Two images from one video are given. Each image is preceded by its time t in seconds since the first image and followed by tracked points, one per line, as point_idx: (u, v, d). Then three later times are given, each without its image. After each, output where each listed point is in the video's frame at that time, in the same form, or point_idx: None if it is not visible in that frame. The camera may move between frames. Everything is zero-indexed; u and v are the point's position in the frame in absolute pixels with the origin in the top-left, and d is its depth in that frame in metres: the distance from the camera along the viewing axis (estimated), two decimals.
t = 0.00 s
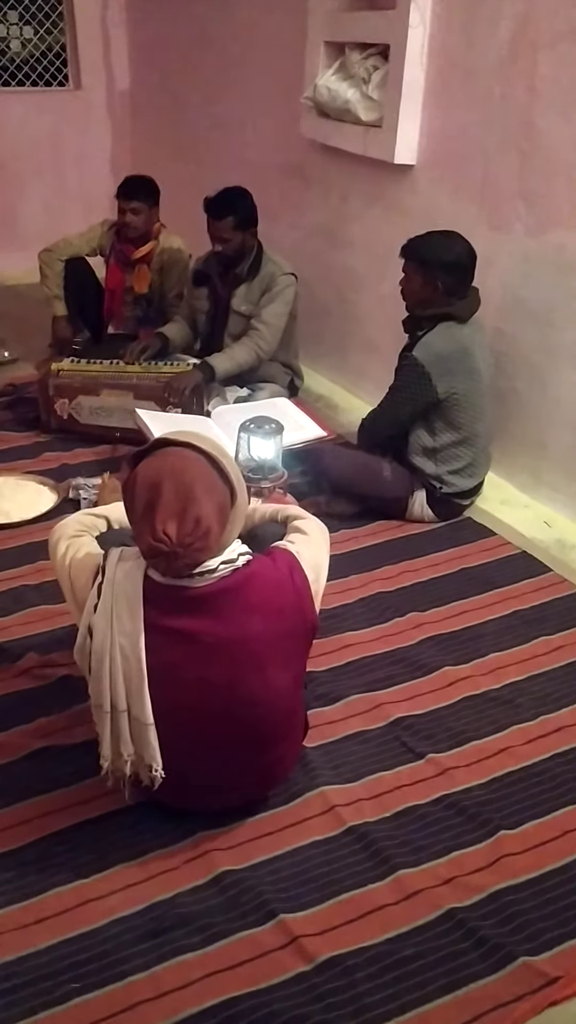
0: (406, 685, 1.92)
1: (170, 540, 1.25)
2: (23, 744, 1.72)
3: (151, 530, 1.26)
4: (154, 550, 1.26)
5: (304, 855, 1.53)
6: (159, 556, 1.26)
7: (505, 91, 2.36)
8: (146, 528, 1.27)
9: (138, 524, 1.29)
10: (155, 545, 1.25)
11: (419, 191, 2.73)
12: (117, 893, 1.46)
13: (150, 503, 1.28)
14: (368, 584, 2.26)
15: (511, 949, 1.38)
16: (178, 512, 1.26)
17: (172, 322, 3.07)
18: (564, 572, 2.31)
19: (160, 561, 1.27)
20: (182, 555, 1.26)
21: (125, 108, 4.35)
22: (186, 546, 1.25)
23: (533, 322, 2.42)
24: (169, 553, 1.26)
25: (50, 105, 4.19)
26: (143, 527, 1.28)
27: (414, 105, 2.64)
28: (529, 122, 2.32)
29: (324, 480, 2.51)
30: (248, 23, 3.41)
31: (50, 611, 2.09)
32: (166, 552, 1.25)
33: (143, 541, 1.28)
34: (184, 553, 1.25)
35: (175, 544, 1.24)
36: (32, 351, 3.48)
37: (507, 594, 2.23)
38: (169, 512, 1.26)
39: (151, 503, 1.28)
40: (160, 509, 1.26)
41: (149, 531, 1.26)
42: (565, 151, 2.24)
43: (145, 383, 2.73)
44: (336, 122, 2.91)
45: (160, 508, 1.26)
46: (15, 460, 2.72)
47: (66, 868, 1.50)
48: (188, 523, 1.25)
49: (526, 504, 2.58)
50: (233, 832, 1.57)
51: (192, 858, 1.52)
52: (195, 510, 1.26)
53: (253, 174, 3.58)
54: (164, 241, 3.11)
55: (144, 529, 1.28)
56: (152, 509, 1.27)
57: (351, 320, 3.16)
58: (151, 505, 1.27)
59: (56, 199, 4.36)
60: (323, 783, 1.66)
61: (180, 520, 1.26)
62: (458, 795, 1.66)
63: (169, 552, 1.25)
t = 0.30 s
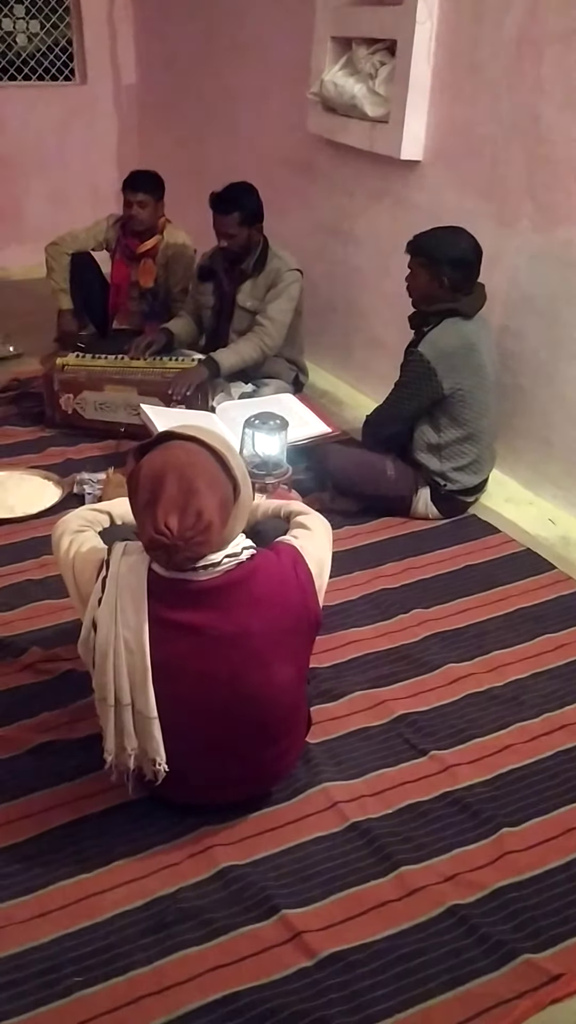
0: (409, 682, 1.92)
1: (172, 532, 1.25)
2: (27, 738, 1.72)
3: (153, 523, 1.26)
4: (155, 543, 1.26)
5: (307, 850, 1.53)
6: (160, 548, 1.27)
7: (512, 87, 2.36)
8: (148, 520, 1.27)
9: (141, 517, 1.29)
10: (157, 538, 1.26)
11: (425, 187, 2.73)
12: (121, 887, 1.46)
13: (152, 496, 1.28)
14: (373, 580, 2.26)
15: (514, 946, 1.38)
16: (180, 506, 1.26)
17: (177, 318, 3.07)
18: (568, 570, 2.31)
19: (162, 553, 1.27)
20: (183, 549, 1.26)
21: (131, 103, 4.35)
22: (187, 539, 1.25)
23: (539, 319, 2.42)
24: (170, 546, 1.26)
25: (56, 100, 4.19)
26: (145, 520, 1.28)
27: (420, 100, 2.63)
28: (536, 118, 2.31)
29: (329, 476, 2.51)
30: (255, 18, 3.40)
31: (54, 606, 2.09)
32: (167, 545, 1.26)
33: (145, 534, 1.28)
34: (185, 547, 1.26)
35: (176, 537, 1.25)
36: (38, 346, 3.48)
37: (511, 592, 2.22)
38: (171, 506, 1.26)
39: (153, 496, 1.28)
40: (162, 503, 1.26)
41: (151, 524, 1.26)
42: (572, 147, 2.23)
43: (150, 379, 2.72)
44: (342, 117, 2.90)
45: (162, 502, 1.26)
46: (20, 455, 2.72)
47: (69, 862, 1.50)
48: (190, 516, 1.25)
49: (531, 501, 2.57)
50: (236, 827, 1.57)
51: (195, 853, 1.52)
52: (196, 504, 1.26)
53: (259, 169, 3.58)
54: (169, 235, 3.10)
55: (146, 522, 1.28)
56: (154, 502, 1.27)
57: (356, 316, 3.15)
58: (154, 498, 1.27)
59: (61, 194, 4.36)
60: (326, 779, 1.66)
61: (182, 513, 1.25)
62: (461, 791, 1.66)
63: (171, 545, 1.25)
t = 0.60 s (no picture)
0: (412, 678, 1.92)
1: (173, 527, 1.25)
2: (31, 733, 1.72)
3: (154, 517, 1.26)
4: (156, 537, 1.26)
5: (309, 845, 1.53)
6: (161, 543, 1.27)
7: (517, 82, 2.35)
8: (149, 515, 1.27)
9: (142, 511, 1.29)
10: (158, 533, 1.26)
11: (430, 182, 2.72)
12: (124, 881, 1.46)
13: (153, 490, 1.28)
14: (377, 576, 2.26)
15: (517, 942, 1.38)
16: (181, 500, 1.26)
17: (181, 314, 3.06)
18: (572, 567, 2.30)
19: (163, 548, 1.27)
20: (184, 543, 1.26)
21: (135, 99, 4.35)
22: (188, 533, 1.25)
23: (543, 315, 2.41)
24: (171, 540, 1.26)
25: (61, 96, 4.18)
26: (146, 514, 1.28)
27: (425, 95, 2.63)
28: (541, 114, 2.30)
29: (333, 472, 2.50)
30: (260, 13, 3.39)
31: (57, 601, 2.10)
32: (168, 539, 1.26)
33: (146, 528, 1.28)
34: (187, 541, 1.26)
35: (177, 531, 1.25)
36: (42, 342, 3.48)
37: (515, 588, 2.22)
38: (172, 500, 1.26)
39: (154, 491, 1.28)
40: (163, 497, 1.26)
41: (152, 518, 1.27)
42: None
43: (155, 374, 2.72)
44: (347, 112, 2.90)
45: (164, 496, 1.27)
46: (24, 450, 2.72)
47: (73, 857, 1.50)
48: (191, 511, 1.25)
49: (535, 498, 2.56)
50: (239, 822, 1.57)
51: (197, 848, 1.52)
52: (197, 499, 1.26)
53: (264, 165, 3.57)
54: (172, 231, 3.10)
55: (147, 516, 1.28)
56: (155, 496, 1.27)
57: (361, 313, 3.15)
58: (155, 493, 1.28)
59: (66, 189, 4.36)
60: (329, 775, 1.66)
61: (183, 508, 1.25)
62: (464, 787, 1.66)
63: (172, 539, 1.25)
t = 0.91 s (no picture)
0: (415, 673, 1.92)
1: (175, 523, 1.24)
2: (34, 728, 1.73)
3: (156, 514, 1.26)
4: (158, 534, 1.26)
5: (312, 841, 1.53)
6: (163, 539, 1.26)
7: (520, 76, 2.34)
8: (151, 512, 1.27)
9: (143, 509, 1.29)
10: (160, 529, 1.25)
11: (433, 177, 2.72)
12: (127, 876, 1.46)
13: (155, 487, 1.28)
14: (379, 572, 2.26)
15: (519, 938, 1.38)
16: (183, 497, 1.26)
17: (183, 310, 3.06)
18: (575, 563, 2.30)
19: (165, 545, 1.27)
20: (187, 539, 1.25)
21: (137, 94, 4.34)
22: (191, 529, 1.24)
23: (546, 310, 2.41)
24: (174, 537, 1.25)
25: (63, 91, 4.18)
26: (148, 511, 1.28)
27: (427, 90, 2.62)
28: (543, 108, 2.30)
29: (335, 468, 2.51)
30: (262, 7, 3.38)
31: (60, 597, 2.10)
32: (171, 535, 1.25)
33: (148, 525, 1.27)
34: (189, 538, 1.25)
35: (180, 528, 1.24)
36: (45, 338, 3.48)
37: (518, 584, 2.22)
38: (173, 496, 1.26)
39: (156, 487, 1.28)
40: (165, 494, 1.26)
41: (154, 515, 1.26)
42: None
43: (157, 371, 2.72)
44: (349, 107, 2.89)
45: (165, 493, 1.26)
46: (27, 446, 2.72)
47: (75, 853, 1.50)
48: (193, 507, 1.25)
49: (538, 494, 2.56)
50: (241, 818, 1.57)
51: (200, 843, 1.52)
52: (199, 495, 1.26)
53: (266, 160, 3.57)
54: (174, 227, 3.11)
55: (149, 513, 1.28)
56: (157, 493, 1.27)
57: (363, 308, 3.15)
58: (156, 489, 1.27)
59: (68, 185, 4.35)
60: (331, 771, 1.66)
61: (185, 504, 1.25)
62: (467, 782, 1.66)
63: (174, 536, 1.25)
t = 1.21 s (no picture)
0: (418, 670, 1.92)
1: (180, 520, 1.24)
2: (37, 724, 1.73)
3: (161, 510, 1.26)
4: (164, 530, 1.26)
5: (315, 837, 1.53)
6: (169, 535, 1.26)
7: (523, 71, 2.34)
8: (156, 508, 1.27)
9: (149, 505, 1.29)
10: (166, 525, 1.25)
11: (436, 173, 2.71)
12: (130, 873, 1.46)
13: (161, 484, 1.28)
14: (382, 569, 2.26)
15: (522, 934, 1.38)
16: (189, 493, 1.26)
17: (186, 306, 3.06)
18: None
19: (170, 541, 1.27)
20: (192, 535, 1.25)
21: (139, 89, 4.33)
22: (196, 525, 1.24)
23: (550, 306, 2.40)
24: (179, 533, 1.25)
25: (65, 87, 4.17)
26: (154, 507, 1.28)
27: (430, 85, 2.61)
28: (547, 103, 2.29)
29: (338, 465, 2.49)
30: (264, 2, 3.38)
31: (63, 593, 2.10)
32: (176, 532, 1.25)
33: (154, 521, 1.27)
34: (195, 534, 1.25)
35: (185, 524, 1.24)
36: (47, 334, 3.48)
37: (521, 581, 2.22)
38: (179, 492, 1.26)
39: (162, 484, 1.27)
40: (171, 490, 1.26)
41: (160, 511, 1.26)
42: None
43: (159, 368, 2.72)
44: (352, 102, 2.89)
45: (171, 489, 1.26)
46: (30, 443, 2.72)
47: (79, 849, 1.51)
48: (198, 503, 1.25)
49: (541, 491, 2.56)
50: (244, 815, 1.57)
51: (204, 839, 1.53)
52: (205, 491, 1.26)
53: (269, 156, 3.56)
54: (177, 223, 3.10)
55: (154, 509, 1.27)
56: (163, 489, 1.27)
57: (366, 304, 3.14)
58: (162, 486, 1.27)
59: (71, 181, 4.35)
60: (335, 767, 1.67)
61: (190, 500, 1.25)
62: (470, 779, 1.66)
63: (180, 532, 1.25)
